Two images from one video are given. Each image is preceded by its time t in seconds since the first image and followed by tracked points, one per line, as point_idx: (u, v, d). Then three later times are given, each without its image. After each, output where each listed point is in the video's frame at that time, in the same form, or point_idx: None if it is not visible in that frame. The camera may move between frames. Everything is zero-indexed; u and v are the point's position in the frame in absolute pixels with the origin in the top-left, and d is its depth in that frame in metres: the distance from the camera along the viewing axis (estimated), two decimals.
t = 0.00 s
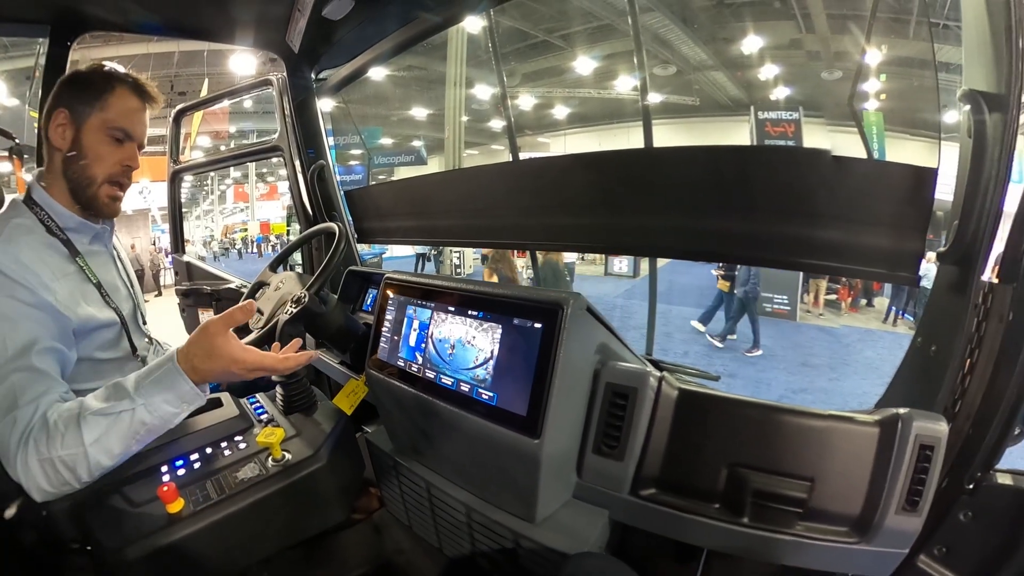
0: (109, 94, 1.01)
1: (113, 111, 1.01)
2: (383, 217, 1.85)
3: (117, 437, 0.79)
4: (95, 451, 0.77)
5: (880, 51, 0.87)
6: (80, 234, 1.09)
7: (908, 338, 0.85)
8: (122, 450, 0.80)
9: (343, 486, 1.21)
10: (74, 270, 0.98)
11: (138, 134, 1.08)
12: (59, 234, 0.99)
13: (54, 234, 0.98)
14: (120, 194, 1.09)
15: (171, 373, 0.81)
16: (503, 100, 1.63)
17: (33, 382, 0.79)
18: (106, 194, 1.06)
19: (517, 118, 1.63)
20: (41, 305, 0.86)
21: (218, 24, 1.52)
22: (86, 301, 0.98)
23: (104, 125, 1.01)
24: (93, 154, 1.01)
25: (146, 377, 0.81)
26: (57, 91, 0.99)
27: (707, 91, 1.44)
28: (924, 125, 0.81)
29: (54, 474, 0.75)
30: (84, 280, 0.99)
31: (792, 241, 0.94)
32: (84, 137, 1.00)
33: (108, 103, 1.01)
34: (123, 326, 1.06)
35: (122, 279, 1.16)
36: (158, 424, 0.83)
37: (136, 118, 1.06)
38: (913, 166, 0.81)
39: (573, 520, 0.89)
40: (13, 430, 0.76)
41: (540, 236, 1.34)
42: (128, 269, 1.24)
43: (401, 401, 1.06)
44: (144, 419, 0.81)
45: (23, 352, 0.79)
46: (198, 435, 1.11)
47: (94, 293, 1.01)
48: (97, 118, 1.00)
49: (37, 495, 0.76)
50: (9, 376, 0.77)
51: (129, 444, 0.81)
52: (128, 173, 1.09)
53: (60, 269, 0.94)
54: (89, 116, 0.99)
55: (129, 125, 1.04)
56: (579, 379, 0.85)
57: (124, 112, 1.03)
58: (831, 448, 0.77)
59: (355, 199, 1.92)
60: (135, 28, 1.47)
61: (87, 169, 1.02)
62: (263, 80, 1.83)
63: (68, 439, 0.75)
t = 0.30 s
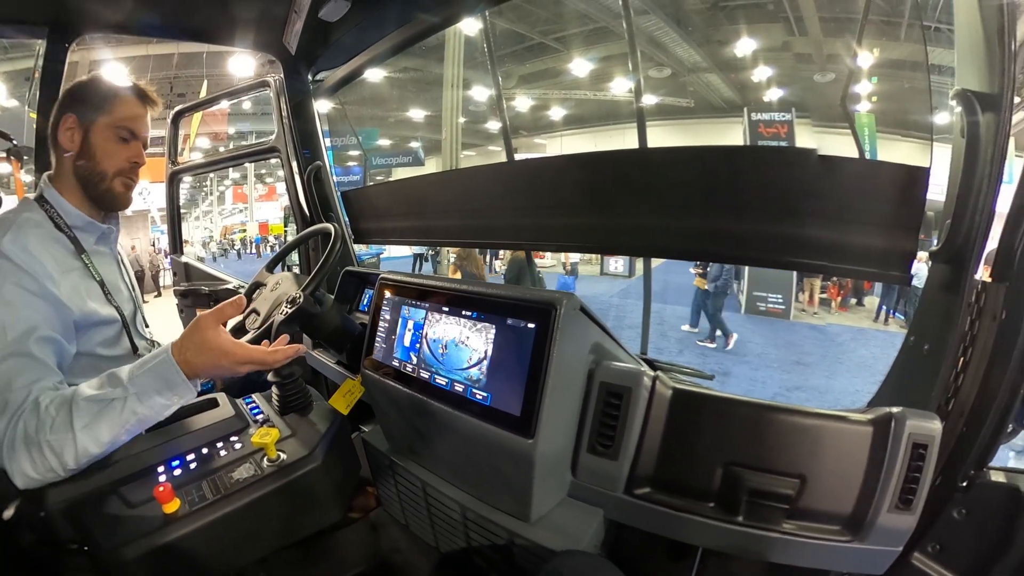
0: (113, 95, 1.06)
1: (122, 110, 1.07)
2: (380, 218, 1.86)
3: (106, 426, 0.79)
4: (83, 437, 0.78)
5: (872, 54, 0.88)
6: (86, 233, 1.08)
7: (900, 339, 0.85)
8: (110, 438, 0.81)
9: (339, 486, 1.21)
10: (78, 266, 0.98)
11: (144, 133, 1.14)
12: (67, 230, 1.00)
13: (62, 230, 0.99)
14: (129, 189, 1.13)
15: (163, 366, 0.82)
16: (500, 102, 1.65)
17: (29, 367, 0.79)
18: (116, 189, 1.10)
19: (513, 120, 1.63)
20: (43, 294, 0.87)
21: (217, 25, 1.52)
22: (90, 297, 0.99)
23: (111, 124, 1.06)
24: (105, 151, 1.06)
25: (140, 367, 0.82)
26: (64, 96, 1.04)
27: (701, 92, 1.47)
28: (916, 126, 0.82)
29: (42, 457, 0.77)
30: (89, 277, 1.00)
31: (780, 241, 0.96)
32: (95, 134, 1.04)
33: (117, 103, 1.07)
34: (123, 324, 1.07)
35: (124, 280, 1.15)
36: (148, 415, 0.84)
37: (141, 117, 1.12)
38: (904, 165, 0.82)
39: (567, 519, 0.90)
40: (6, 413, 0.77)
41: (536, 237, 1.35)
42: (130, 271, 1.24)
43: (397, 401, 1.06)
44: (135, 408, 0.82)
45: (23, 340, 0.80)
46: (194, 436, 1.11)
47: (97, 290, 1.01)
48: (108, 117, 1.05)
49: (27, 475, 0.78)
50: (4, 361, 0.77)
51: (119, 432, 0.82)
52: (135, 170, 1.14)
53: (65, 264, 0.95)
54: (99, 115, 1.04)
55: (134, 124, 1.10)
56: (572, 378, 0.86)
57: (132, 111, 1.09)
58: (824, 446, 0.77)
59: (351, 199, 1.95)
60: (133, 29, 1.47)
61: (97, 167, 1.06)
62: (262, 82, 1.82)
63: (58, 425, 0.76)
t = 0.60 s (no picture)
0: (127, 103, 1.08)
1: (132, 116, 1.08)
2: (380, 219, 1.86)
3: (89, 412, 0.82)
4: (68, 422, 0.81)
5: (864, 57, 0.90)
6: (92, 231, 1.08)
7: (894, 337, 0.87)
8: (95, 425, 0.84)
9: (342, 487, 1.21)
10: (82, 259, 1.00)
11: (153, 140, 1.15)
12: (74, 226, 1.02)
13: (69, 225, 1.01)
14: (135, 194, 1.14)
15: (149, 355, 0.85)
16: (499, 102, 1.62)
17: (21, 354, 0.82)
18: (122, 193, 1.11)
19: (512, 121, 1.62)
20: (47, 285, 0.89)
21: (217, 26, 1.52)
22: (95, 291, 1.00)
23: (122, 132, 1.07)
24: (113, 156, 1.07)
25: (127, 357, 0.85)
26: (79, 101, 1.05)
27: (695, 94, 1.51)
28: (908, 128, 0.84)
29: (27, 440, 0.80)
30: (93, 271, 1.02)
31: (778, 241, 0.98)
32: (105, 140, 1.05)
33: (128, 109, 1.08)
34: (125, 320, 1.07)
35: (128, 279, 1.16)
36: (133, 403, 0.87)
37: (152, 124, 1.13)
38: (900, 167, 0.83)
39: (569, 518, 0.91)
40: None
41: (535, 237, 1.36)
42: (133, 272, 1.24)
43: (398, 402, 1.07)
44: (121, 395, 0.85)
45: (20, 328, 0.82)
46: (194, 438, 1.11)
47: (100, 284, 1.03)
48: (118, 122, 1.06)
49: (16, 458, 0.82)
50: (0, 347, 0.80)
51: (104, 419, 0.85)
52: (142, 176, 1.15)
53: (71, 257, 0.97)
54: (111, 120, 1.05)
55: (145, 133, 1.11)
56: (575, 379, 0.86)
57: (142, 118, 1.10)
58: (823, 446, 0.78)
59: (351, 199, 1.96)
60: (132, 29, 1.47)
61: (104, 172, 1.07)
62: (261, 82, 1.84)
63: (44, 410, 0.79)
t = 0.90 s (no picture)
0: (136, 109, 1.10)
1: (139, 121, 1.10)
2: (380, 219, 1.87)
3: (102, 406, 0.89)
4: (79, 418, 0.86)
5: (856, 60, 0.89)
6: (96, 230, 1.10)
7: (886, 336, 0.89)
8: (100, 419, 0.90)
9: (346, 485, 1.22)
10: (84, 258, 1.03)
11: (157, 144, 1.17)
12: (76, 226, 1.04)
13: (70, 224, 1.03)
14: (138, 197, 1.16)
15: (150, 351, 0.95)
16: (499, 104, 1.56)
17: (16, 359, 0.83)
18: (126, 196, 1.13)
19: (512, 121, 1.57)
20: (45, 284, 0.91)
21: (218, 28, 1.53)
22: (93, 291, 1.02)
23: (129, 136, 1.09)
24: (118, 159, 1.09)
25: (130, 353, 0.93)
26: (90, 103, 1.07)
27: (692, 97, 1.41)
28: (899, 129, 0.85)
29: (33, 439, 0.82)
30: (94, 271, 1.04)
31: (776, 243, 0.98)
32: (111, 143, 1.07)
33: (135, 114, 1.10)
34: (127, 319, 1.08)
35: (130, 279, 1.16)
36: (134, 395, 0.95)
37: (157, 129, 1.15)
38: (894, 170, 0.83)
39: (573, 513, 0.92)
40: None
41: (534, 238, 1.37)
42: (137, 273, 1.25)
43: (402, 401, 1.07)
44: (127, 391, 0.92)
45: (18, 330, 0.84)
46: (200, 438, 1.11)
47: (100, 284, 1.04)
48: (125, 126, 1.08)
49: (12, 462, 0.82)
50: None
51: (108, 414, 0.91)
52: (145, 180, 1.17)
53: (72, 258, 1.00)
54: (117, 124, 1.08)
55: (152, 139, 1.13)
56: (579, 378, 0.86)
57: (149, 123, 1.12)
58: (821, 441, 0.79)
59: (351, 200, 1.97)
60: (135, 31, 1.47)
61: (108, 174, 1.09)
62: (263, 84, 1.84)
63: (58, 408, 0.83)
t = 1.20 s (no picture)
0: (125, 109, 1.06)
1: (127, 124, 1.07)
2: (380, 220, 1.88)
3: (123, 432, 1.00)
4: (102, 443, 0.97)
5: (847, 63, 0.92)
6: (93, 235, 1.10)
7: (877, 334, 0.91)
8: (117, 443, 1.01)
9: (348, 484, 1.23)
10: (84, 265, 1.03)
11: (151, 146, 1.13)
12: (74, 232, 1.04)
13: (69, 231, 1.03)
14: (129, 202, 1.15)
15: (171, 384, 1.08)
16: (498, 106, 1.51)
17: (32, 383, 0.88)
18: (116, 201, 1.12)
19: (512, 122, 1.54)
20: (46, 298, 0.92)
21: (220, 28, 1.53)
22: (94, 298, 1.02)
23: (118, 138, 1.06)
24: (106, 163, 1.07)
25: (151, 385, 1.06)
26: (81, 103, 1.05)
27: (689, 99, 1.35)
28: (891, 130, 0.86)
29: (60, 459, 0.90)
30: (95, 277, 1.04)
31: (772, 244, 0.98)
32: (98, 146, 1.06)
33: (123, 116, 1.06)
34: (129, 323, 1.10)
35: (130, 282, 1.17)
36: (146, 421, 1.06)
37: (149, 131, 1.11)
38: (891, 173, 0.83)
39: (575, 511, 0.93)
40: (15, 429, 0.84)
41: (533, 238, 1.38)
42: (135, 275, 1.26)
43: (405, 401, 1.08)
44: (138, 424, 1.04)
45: (27, 349, 0.87)
46: (205, 440, 1.11)
47: (102, 290, 1.05)
48: (112, 129, 1.05)
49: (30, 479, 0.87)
50: (12, 376, 0.85)
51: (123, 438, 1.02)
52: (139, 183, 1.15)
53: (71, 266, 1.00)
54: (104, 127, 1.05)
55: (142, 140, 1.10)
56: (582, 377, 0.87)
57: (138, 125, 1.08)
58: (819, 438, 0.79)
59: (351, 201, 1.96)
60: (136, 31, 1.47)
61: (99, 177, 1.08)
62: (263, 85, 1.85)
63: (82, 437, 0.93)
